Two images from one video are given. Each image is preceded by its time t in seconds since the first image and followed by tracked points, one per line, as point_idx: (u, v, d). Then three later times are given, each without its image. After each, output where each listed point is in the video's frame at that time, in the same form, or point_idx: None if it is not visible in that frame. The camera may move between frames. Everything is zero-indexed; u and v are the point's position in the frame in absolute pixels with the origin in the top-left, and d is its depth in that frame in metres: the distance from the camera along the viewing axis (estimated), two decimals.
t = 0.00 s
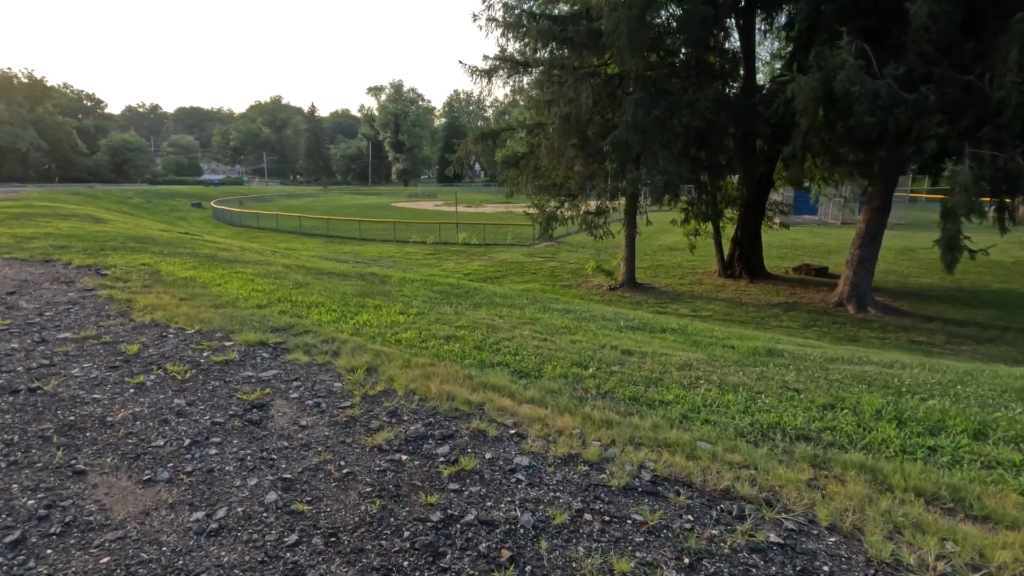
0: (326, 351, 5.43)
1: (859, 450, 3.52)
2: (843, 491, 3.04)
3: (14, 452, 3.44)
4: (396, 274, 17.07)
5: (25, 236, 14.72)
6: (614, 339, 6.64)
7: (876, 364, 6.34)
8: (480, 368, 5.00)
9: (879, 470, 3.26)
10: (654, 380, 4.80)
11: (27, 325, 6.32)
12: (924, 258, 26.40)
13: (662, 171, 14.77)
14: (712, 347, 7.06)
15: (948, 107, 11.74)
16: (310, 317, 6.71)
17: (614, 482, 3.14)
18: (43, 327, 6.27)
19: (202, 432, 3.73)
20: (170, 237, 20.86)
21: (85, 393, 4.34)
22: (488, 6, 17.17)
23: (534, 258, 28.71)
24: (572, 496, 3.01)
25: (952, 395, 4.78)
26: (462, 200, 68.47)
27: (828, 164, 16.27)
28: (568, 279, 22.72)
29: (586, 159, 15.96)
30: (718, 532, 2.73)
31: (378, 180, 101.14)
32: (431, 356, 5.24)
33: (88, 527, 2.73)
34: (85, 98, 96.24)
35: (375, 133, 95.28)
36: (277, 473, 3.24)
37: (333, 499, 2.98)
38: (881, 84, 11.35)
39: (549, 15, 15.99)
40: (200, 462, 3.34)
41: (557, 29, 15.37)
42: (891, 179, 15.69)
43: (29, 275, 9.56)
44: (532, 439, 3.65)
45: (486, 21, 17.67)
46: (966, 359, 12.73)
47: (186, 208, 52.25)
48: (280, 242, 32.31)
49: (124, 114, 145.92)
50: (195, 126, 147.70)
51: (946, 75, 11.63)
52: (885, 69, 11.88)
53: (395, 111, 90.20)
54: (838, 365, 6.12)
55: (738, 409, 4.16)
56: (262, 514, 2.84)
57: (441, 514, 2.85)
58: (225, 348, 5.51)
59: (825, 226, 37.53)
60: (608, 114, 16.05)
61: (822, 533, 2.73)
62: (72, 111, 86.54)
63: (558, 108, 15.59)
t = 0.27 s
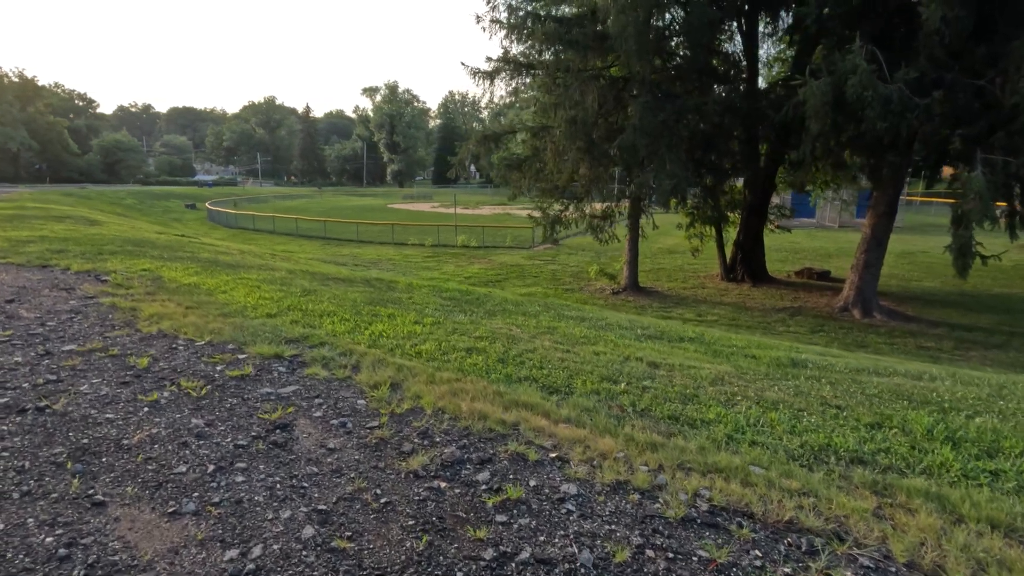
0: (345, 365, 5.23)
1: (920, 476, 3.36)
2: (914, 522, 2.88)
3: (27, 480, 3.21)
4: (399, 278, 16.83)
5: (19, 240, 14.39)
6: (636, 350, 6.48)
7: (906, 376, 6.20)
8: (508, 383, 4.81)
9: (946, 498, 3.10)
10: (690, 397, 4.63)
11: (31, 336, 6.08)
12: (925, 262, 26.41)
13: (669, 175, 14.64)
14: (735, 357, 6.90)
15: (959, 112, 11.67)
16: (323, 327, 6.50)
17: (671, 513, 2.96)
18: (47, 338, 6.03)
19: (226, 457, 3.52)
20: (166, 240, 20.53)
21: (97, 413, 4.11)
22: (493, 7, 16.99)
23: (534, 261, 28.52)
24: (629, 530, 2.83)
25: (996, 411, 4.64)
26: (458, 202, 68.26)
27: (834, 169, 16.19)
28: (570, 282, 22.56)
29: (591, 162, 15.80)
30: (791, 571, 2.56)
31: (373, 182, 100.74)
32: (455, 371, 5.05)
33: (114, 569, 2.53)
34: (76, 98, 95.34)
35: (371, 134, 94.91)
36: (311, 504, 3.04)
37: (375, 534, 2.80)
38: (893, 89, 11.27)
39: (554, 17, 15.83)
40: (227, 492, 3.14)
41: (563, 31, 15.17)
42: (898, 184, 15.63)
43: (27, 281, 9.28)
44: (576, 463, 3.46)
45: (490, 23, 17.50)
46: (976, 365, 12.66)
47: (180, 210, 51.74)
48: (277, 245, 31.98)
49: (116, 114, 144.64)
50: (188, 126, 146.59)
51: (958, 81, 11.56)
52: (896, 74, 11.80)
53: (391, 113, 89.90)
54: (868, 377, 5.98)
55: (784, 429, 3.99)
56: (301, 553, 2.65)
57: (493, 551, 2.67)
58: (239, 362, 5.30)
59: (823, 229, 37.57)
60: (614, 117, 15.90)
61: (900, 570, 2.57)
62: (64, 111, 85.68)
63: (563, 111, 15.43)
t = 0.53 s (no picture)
0: (368, 369, 5.06)
1: (984, 484, 3.25)
2: (990, 534, 2.76)
3: (51, 493, 3.04)
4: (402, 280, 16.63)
5: (16, 241, 14.11)
6: (661, 353, 6.36)
7: (936, 380, 6.10)
8: (540, 388, 4.66)
9: (1016, 508, 2.99)
10: (729, 402, 4.50)
11: (39, 340, 5.88)
12: (924, 264, 26.49)
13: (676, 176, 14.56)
14: (759, 361, 6.79)
15: (969, 113, 11.65)
16: (340, 331, 6.33)
17: (736, 526, 2.82)
18: (55, 342, 5.83)
19: (259, 468, 3.35)
20: (164, 242, 20.23)
21: (117, 421, 3.93)
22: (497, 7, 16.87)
23: (535, 263, 28.39)
24: (695, 544, 2.70)
25: None
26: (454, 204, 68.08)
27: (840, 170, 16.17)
28: (573, 284, 22.45)
29: (597, 163, 15.70)
30: None
31: (368, 183, 100.40)
32: (483, 375, 4.90)
33: None
34: (68, 98, 94.41)
35: (366, 136, 94.61)
36: (355, 517, 2.88)
37: (428, 550, 2.65)
38: (904, 90, 11.24)
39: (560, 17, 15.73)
40: (265, 505, 2.98)
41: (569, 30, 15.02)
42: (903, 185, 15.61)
43: (28, 284, 9.05)
44: (626, 473, 3.32)
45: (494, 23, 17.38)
46: (985, 366, 12.63)
47: (175, 211, 51.25)
48: (274, 247, 31.69)
49: (107, 115, 143.45)
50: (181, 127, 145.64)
51: (967, 82, 11.54)
52: (905, 75, 11.76)
53: (386, 114, 89.65)
54: (899, 380, 5.87)
55: (833, 435, 3.87)
56: (353, 571, 2.50)
57: (556, 568, 2.53)
58: (259, 367, 5.13)
59: (821, 231, 37.68)
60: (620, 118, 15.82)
61: None
62: (55, 112, 84.81)
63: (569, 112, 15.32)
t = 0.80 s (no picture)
0: (391, 375, 4.91)
1: None
2: None
3: (75, 510, 2.88)
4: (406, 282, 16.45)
5: (13, 244, 13.86)
6: (685, 357, 6.23)
7: (965, 383, 6.01)
8: (571, 394, 4.52)
9: None
10: (767, 408, 4.37)
11: (47, 346, 5.70)
12: (925, 264, 26.53)
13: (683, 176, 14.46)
14: (783, 363, 6.68)
15: (979, 114, 11.62)
16: (357, 335, 6.17)
17: (800, 541, 2.70)
18: (64, 347, 5.66)
19: (291, 481, 3.20)
20: (162, 243, 19.99)
21: (137, 431, 3.77)
22: (501, 7, 16.77)
23: (536, 264, 28.27)
24: (760, 562, 2.57)
25: None
26: (452, 205, 68.05)
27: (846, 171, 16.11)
28: (576, 286, 22.33)
29: (604, 164, 15.59)
30: None
31: (365, 185, 100.08)
32: (510, 381, 4.75)
33: None
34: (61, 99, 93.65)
35: (362, 137, 94.37)
36: (400, 535, 2.75)
37: (482, 571, 2.52)
38: (915, 90, 11.18)
39: (566, 17, 15.63)
40: (303, 521, 2.83)
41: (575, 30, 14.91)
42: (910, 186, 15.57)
43: (31, 287, 8.85)
44: (676, 484, 3.19)
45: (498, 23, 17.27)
46: (996, 367, 12.57)
47: (170, 213, 50.88)
48: (273, 248, 31.47)
49: (101, 116, 142.41)
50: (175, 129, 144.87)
51: (978, 82, 11.48)
52: (916, 75, 11.70)
53: (383, 116, 89.52)
54: (928, 383, 5.77)
55: (881, 442, 3.75)
56: None
57: None
58: (278, 373, 4.97)
59: (820, 232, 37.75)
60: (625, 119, 15.73)
61: None
62: (48, 113, 84.13)
63: (576, 112, 15.21)
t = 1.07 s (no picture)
0: (413, 385, 4.73)
1: None
2: None
3: (94, 537, 2.69)
4: (410, 284, 16.25)
5: (10, 246, 13.60)
6: (710, 363, 6.06)
7: (997, 390, 5.86)
8: (603, 405, 4.35)
9: None
10: (807, 419, 4.22)
11: (53, 354, 5.50)
12: (928, 266, 26.49)
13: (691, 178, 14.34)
14: (807, 369, 6.54)
15: (992, 115, 11.52)
16: (373, 341, 5.99)
17: (872, 568, 2.54)
18: (71, 356, 5.45)
19: (322, 503, 3.02)
20: (161, 245, 19.73)
21: (154, 447, 3.58)
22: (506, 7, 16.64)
23: (538, 266, 28.13)
24: None
25: None
26: (450, 206, 67.84)
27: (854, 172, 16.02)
28: (579, 288, 22.16)
29: (610, 165, 15.45)
30: None
31: (362, 186, 99.71)
32: (538, 391, 4.58)
33: None
34: (56, 100, 93.00)
35: (359, 138, 94.07)
36: (444, 563, 2.59)
37: None
38: (928, 90, 11.08)
39: (571, 17, 15.51)
40: (339, 549, 2.65)
41: (581, 30, 14.78)
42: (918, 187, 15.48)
43: (31, 292, 8.63)
44: (728, 504, 3.03)
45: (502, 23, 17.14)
46: (1008, 370, 12.47)
47: (167, 214, 50.51)
48: (272, 250, 31.20)
49: (95, 117, 141.53)
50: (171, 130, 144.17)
51: (991, 83, 11.38)
52: (928, 76, 11.60)
53: (380, 116, 89.30)
54: (962, 391, 5.61)
55: (934, 457, 3.60)
56: None
57: None
58: (296, 384, 4.78)
59: (820, 233, 37.73)
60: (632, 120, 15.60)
61: None
62: (42, 113, 83.51)
63: (582, 113, 15.07)
